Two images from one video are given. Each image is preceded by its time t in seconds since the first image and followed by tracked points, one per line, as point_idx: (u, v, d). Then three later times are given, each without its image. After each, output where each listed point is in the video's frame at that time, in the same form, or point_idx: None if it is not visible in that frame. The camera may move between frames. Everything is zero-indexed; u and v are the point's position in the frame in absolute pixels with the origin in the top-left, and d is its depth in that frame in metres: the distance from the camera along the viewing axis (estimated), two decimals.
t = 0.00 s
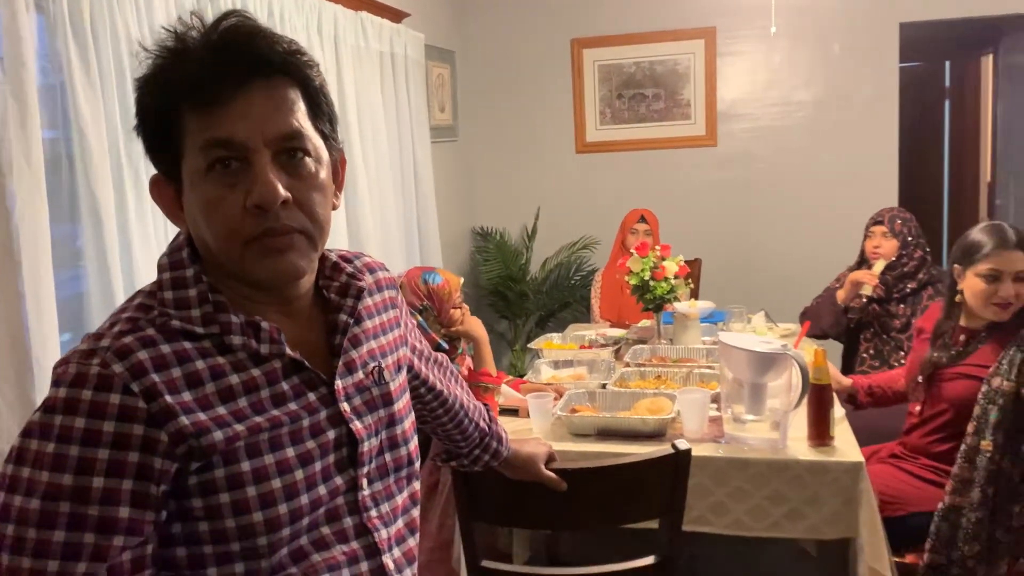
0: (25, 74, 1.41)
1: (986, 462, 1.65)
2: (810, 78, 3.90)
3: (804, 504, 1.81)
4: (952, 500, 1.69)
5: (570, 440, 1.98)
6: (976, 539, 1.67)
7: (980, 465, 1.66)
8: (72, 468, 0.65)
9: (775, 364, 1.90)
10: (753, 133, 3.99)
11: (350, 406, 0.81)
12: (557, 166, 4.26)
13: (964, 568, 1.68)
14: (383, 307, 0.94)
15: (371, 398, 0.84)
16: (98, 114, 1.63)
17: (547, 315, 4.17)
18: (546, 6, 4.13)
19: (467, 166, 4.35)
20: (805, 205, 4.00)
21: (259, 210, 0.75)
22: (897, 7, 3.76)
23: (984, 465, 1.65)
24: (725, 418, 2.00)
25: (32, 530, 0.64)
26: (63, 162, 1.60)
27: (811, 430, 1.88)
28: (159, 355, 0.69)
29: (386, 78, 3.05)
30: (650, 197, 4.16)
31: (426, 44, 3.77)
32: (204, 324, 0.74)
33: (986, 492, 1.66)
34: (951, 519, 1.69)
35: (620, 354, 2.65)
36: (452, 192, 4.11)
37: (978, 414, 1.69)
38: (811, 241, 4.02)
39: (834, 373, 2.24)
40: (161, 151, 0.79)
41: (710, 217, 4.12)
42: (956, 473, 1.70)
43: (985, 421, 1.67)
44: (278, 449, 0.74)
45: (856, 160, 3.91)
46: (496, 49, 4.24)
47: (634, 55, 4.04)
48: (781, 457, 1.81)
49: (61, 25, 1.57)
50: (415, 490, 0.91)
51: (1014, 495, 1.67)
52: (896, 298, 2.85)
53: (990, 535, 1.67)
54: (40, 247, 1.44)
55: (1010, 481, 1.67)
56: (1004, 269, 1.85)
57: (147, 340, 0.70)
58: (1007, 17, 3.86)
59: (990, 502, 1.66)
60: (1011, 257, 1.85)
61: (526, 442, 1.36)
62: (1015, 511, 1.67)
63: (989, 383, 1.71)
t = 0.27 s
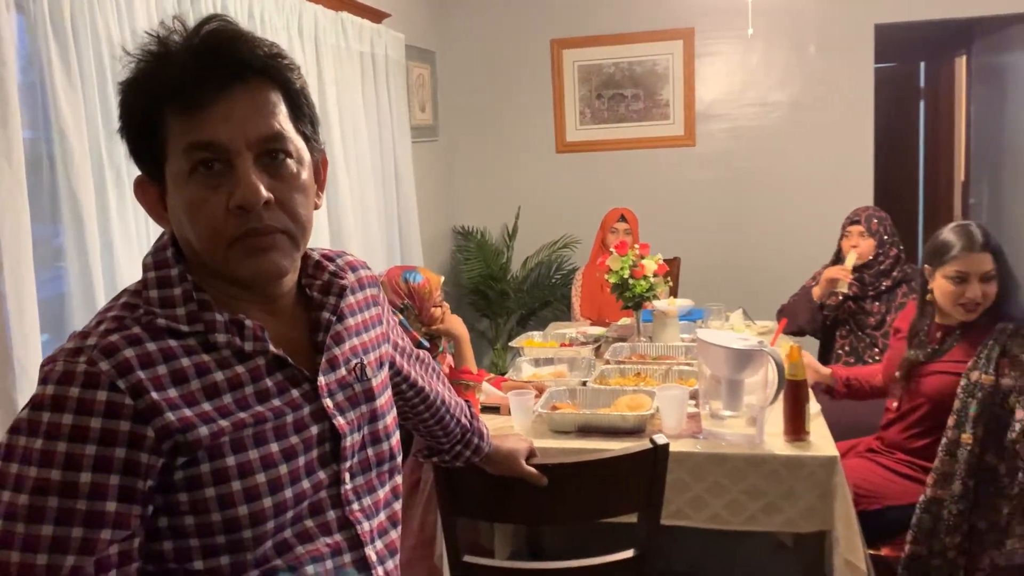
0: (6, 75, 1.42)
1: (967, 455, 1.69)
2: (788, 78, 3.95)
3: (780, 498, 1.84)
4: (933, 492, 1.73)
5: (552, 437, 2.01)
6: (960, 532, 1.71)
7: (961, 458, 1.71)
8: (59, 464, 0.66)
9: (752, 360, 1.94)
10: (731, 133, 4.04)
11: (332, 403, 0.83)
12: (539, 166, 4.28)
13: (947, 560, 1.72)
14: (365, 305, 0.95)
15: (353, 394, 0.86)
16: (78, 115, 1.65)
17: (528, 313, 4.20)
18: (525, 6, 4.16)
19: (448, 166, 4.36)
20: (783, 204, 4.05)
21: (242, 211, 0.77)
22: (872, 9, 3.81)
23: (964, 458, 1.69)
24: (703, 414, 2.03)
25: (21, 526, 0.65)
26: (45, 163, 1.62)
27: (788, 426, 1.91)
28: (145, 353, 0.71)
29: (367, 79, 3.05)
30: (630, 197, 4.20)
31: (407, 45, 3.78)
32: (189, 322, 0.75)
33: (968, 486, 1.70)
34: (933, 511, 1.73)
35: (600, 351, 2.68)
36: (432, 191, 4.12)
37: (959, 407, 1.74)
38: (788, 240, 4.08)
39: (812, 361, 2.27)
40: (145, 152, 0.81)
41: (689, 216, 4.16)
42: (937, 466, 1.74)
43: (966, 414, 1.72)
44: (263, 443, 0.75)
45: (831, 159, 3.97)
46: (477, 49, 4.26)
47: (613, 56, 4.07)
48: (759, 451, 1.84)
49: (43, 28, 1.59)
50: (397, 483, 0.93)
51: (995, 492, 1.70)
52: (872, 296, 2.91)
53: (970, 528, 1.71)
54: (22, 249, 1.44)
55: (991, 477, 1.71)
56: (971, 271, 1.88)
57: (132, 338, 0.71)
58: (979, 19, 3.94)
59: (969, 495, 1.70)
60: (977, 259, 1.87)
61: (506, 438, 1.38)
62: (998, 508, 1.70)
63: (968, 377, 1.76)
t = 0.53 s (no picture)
0: None
1: (945, 449, 1.73)
2: (769, 78, 3.99)
3: (761, 490, 1.87)
4: (915, 486, 1.77)
5: (536, 431, 2.03)
6: (941, 525, 1.74)
7: (941, 452, 1.74)
8: (49, 451, 0.67)
9: (732, 355, 1.96)
10: (713, 131, 4.08)
11: (318, 393, 0.84)
12: (524, 164, 4.30)
13: (929, 552, 1.75)
14: (349, 298, 0.97)
15: (338, 384, 0.88)
16: (62, 112, 1.67)
17: (513, 311, 4.22)
18: (510, 5, 4.17)
19: (432, 164, 4.38)
20: (765, 202, 4.09)
21: (228, 204, 0.78)
22: (852, 9, 3.86)
23: (943, 452, 1.73)
24: (685, 408, 2.06)
25: (11, 512, 0.66)
26: (29, 160, 1.64)
27: (768, 419, 1.93)
28: (133, 343, 0.72)
29: (352, 77, 3.06)
30: (614, 195, 4.23)
31: (391, 43, 3.79)
32: (176, 313, 0.76)
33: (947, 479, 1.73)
34: (915, 505, 1.76)
35: (584, 348, 2.70)
36: (417, 189, 4.13)
37: (937, 403, 1.78)
38: (771, 238, 4.12)
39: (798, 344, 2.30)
40: (131, 147, 0.82)
41: (672, 214, 4.19)
42: (917, 461, 1.77)
43: (944, 410, 1.76)
44: (249, 432, 0.77)
45: (812, 158, 4.01)
46: (462, 48, 4.28)
47: (597, 55, 4.09)
48: (740, 445, 1.87)
49: (27, 25, 1.61)
50: (381, 472, 0.95)
51: (975, 485, 1.73)
52: (852, 292, 2.95)
53: (951, 520, 1.74)
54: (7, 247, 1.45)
55: (971, 470, 1.74)
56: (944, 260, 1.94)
57: (120, 329, 0.72)
58: (957, 19, 3.99)
59: (950, 488, 1.74)
60: (950, 248, 1.93)
61: (489, 431, 1.39)
62: (979, 501, 1.73)
63: (946, 373, 1.79)
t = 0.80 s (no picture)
0: None
1: (922, 443, 1.76)
2: (753, 78, 4.02)
3: (743, 485, 1.89)
4: (893, 481, 1.79)
5: (521, 428, 2.05)
6: (919, 518, 1.77)
7: (917, 446, 1.77)
8: (35, 447, 0.69)
9: (714, 352, 1.99)
10: (698, 131, 4.11)
11: (301, 389, 0.86)
12: (510, 164, 4.32)
13: (908, 546, 1.78)
14: (331, 295, 0.98)
15: (321, 380, 0.89)
16: (47, 112, 1.67)
17: (499, 310, 4.24)
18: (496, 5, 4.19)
19: (419, 163, 4.39)
20: (749, 201, 4.13)
21: (211, 202, 0.80)
22: (835, 10, 3.90)
23: (920, 446, 1.76)
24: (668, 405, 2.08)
25: None
26: (13, 158, 1.66)
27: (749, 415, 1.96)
28: (117, 340, 0.73)
29: (338, 77, 3.07)
30: (600, 194, 4.25)
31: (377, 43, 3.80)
32: (160, 310, 0.78)
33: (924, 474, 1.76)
34: (893, 499, 1.79)
35: (570, 346, 2.72)
36: (404, 189, 4.14)
37: (913, 398, 1.81)
38: (755, 236, 4.16)
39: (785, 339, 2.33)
40: (114, 145, 0.83)
41: (658, 213, 4.22)
42: (894, 456, 1.80)
43: (920, 404, 1.79)
44: (232, 427, 0.78)
45: (796, 157, 4.05)
46: (448, 48, 4.29)
47: (582, 55, 4.12)
48: (722, 440, 1.89)
49: (11, 25, 1.62)
50: (364, 466, 0.97)
51: (951, 479, 1.78)
52: (834, 290, 2.98)
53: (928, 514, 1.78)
54: None
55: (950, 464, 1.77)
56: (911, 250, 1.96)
57: (105, 325, 0.73)
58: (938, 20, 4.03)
59: (926, 483, 1.77)
60: (909, 239, 1.97)
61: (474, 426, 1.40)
62: (955, 495, 1.77)
63: (921, 368, 1.83)
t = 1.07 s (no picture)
0: None
1: (900, 443, 1.78)
2: (741, 79, 4.05)
3: (729, 482, 1.91)
4: (874, 481, 1.81)
5: (510, 426, 2.07)
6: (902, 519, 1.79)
7: (896, 446, 1.79)
8: (28, 441, 0.70)
9: (700, 350, 2.01)
10: (687, 132, 4.14)
11: (291, 385, 0.87)
12: (500, 164, 4.34)
13: (892, 545, 1.80)
14: (321, 293, 1.00)
15: (310, 376, 0.91)
16: (36, 112, 1.68)
17: (489, 310, 4.25)
18: (485, 6, 4.21)
19: (410, 163, 4.40)
20: (737, 202, 4.16)
21: (198, 203, 0.81)
22: (821, 12, 3.93)
23: (899, 446, 1.78)
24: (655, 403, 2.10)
25: None
26: (4, 158, 1.67)
27: (735, 413, 1.98)
28: (109, 336, 0.75)
29: (328, 77, 3.08)
30: (590, 194, 4.27)
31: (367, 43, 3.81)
32: (151, 307, 0.79)
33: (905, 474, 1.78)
34: (875, 500, 1.80)
35: (559, 345, 2.75)
36: (394, 188, 4.15)
37: (890, 399, 1.82)
38: (743, 237, 4.19)
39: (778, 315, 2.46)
40: (106, 147, 0.84)
41: (647, 213, 4.25)
42: (875, 456, 1.82)
43: (897, 405, 1.80)
44: (223, 422, 0.80)
45: (783, 158, 4.08)
46: (438, 48, 4.30)
47: (572, 56, 4.14)
48: (708, 438, 1.91)
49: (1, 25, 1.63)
50: (352, 462, 0.98)
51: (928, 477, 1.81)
52: (821, 290, 3.00)
53: (910, 514, 1.80)
54: None
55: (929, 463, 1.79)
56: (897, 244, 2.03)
57: (97, 321, 0.75)
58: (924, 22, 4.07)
59: (907, 482, 1.79)
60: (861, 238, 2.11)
61: (463, 423, 1.42)
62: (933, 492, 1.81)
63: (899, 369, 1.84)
